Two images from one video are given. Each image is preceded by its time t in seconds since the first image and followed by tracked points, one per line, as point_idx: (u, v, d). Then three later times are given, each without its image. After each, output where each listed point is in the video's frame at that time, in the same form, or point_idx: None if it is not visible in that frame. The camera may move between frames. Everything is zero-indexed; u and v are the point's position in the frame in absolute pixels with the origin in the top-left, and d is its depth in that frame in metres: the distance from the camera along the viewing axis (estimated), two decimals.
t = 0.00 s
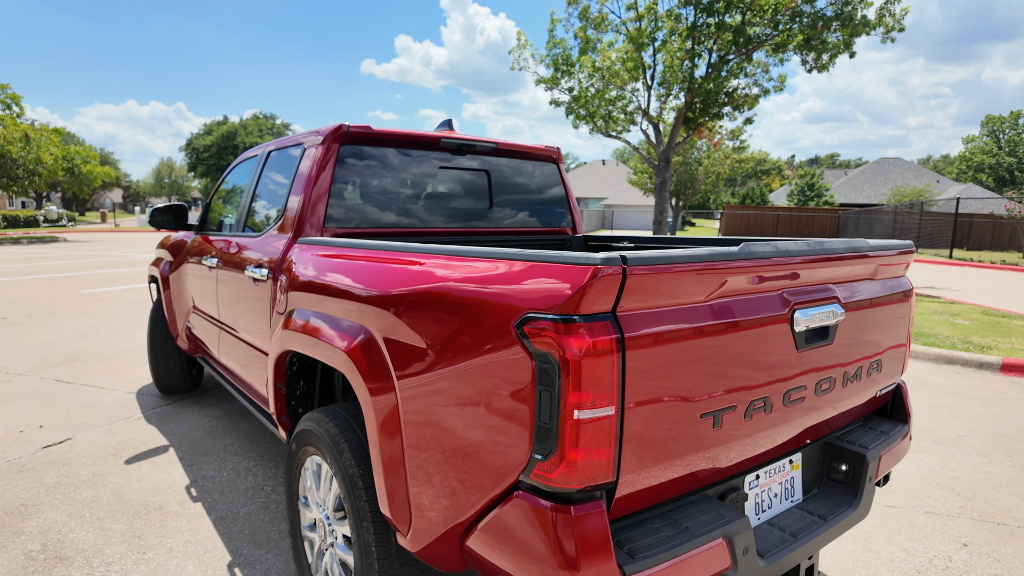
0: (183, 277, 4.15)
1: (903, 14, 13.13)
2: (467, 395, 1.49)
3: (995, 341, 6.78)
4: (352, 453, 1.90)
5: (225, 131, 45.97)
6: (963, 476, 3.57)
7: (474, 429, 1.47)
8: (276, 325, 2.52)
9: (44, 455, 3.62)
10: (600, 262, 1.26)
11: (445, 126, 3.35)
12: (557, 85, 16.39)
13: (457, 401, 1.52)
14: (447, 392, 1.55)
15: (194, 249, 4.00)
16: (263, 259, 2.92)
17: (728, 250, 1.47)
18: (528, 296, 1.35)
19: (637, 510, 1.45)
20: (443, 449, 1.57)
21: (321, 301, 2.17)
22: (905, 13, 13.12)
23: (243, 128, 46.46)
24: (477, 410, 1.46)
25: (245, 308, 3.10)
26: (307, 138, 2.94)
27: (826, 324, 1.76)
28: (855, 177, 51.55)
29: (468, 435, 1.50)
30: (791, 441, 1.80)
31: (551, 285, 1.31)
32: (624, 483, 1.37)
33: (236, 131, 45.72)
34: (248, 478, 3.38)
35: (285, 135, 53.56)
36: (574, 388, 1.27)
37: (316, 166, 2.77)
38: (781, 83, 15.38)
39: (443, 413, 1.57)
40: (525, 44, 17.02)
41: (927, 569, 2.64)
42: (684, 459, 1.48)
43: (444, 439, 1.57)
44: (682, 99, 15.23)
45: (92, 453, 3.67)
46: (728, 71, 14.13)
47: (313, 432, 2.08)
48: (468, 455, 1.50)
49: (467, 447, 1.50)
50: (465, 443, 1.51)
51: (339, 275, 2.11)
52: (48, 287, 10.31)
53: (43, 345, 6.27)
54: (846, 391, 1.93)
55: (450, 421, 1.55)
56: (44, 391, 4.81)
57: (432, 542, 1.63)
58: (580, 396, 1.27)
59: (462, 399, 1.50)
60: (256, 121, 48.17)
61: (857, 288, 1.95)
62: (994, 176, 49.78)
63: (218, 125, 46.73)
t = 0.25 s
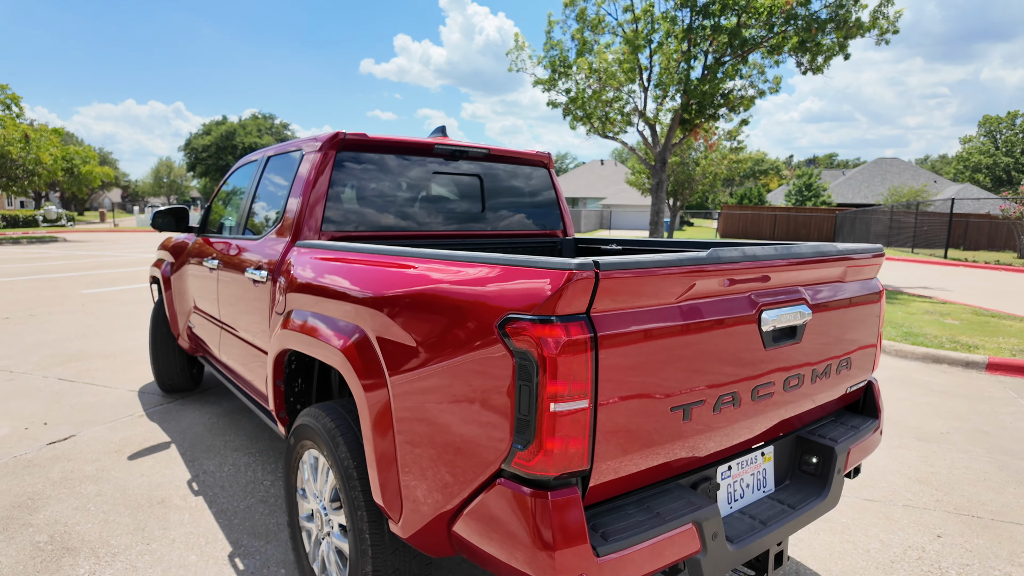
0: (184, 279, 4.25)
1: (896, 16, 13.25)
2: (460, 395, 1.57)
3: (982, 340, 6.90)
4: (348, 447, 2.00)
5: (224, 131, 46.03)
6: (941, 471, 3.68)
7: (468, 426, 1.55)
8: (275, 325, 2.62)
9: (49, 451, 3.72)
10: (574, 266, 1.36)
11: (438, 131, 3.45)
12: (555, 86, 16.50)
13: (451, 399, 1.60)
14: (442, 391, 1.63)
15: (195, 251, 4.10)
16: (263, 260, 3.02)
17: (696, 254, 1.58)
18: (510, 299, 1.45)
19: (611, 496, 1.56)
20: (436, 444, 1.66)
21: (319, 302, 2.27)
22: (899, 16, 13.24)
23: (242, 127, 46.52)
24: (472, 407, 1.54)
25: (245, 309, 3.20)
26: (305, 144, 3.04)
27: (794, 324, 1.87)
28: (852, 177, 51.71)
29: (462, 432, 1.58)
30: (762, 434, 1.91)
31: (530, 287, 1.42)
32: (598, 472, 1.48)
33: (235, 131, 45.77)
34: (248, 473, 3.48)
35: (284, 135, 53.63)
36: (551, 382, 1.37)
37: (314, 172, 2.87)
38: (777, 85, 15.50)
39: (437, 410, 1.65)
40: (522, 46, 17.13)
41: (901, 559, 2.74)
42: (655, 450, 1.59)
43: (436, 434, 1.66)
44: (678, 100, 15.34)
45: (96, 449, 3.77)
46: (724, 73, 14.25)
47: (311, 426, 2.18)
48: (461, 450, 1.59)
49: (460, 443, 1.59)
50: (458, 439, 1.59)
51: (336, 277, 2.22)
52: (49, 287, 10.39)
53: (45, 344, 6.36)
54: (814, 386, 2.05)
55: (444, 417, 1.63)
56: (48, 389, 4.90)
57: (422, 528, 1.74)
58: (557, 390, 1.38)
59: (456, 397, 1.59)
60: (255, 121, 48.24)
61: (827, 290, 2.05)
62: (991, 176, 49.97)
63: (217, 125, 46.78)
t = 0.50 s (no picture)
0: (186, 276, 4.35)
1: (889, 18, 13.38)
2: (456, 388, 1.67)
3: (970, 338, 7.03)
4: (346, 433, 2.11)
5: (222, 131, 46.08)
6: (921, 462, 3.79)
7: (464, 418, 1.65)
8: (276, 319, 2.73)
9: (55, 443, 3.82)
10: (554, 260, 1.47)
11: (433, 133, 3.56)
12: (552, 87, 16.61)
13: (446, 392, 1.70)
14: (437, 383, 1.73)
15: (197, 248, 4.21)
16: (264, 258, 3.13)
17: (670, 249, 1.70)
18: (495, 290, 1.56)
19: (590, 474, 1.68)
20: (431, 434, 1.76)
21: (317, 296, 2.38)
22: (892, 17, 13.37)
23: (240, 127, 46.57)
24: (468, 399, 1.63)
25: (247, 304, 3.31)
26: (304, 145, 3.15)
27: (765, 316, 1.99)
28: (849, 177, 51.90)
29: (457, 424, 1.67)
30: (735, 419, 2.03)
31: (514, 280, 1.53)
32: (577, 450, 1.60)
33: (233, 131, 45.81)
34: (249, 463, 3.59)
35: (283, 135, 53.68)
36: (533, 367, 1.49)
37: (313, 172, 2.98)
38: (772, 86, 15.63)
39: (433, 402, 1.75)
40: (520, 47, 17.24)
41: (876, 543, 2.86)
42: (631, 431, 1.71)
43: (432, 425, 1.76)
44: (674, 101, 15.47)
45: (101, 442, 3.87)
46: (719, 74, 14.38)
47: (310, 414, 2.29)
48: (456, 441, 1.69)
49: (455, 434, 1.69)
50: (453, 429, 1.69)
51: (333, 273, 2.33)
52: (50, 286, 10.48)
53: (48, 341, 6.46)
54: (786, 375, 2.17)
55: (439, 409, 1.73)
56: (52, 384, 5.01)
57: (415, 507, 1.85)
58: (539, 374, 1.49)
59: (451, 389, 1.68)
60: (254, 121, 48.28)
61: (799, 284, 2.17)
62: (987, 176, 50.17)
63: (216, 125, 46.81)
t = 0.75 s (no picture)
0: (192, 274, 4.45)
1: (886, 19, 13.48)
2: (456, 382, 1.77)
3: (962, 336, 7.14)
4: (350, 422, 2.21)
5: (223, 131, 46.16)
6: (908, 455, 3.90)
7: (464, 410, 1.75)
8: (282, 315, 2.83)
9: (65, 436, 3.92)
10: (547, 256, 1.58)
11: (434, 135, 3.66)
12: (551, 88, 16.72)
13: (447, 385, 1.79)
14: (437, 375, 1.83)
15: (203, 247, 4.31)
16: (270, 255, 3.23)
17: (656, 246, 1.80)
18: (491, 285, 1.67)
19: (581, 458, 1.79)
20: (433, 425, 1.86)
21: (322, 292, 2.49)
22: (888, 19, 13.48)
23: (241, 127, 46.66)
24: (468, 392, 1.73)
25: (253, 300, 3.41)
26: (309, 147, 3.25)
27: (749, 310, 2.10)
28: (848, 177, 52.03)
29: (458, 415, 1.77)
30: (722, 409, 2.13)
31: (509, 275, 1.63)
32: (568, 435, 1.70)
33: (234, 130, 45.88)
34: (255, 456, 3.69)
35: (283, 134, 53.76)
36: (527, 356, 1.59)
37: (317, 172, 3.09)
38: (770, 87, 15.74)
39: (434, 394, 1.85)
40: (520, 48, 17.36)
41: (861, 531, 2.96)
42: (620, 418, 1.82)
43: (433, 416, 1.86)
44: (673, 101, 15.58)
45: (110, 435, 3.97)
46: (717, 75, 14.48)
47: (316, 405, 2.39)
48: (457, 431, 1.78)
49: (455, 424, 1.78)
50: (454, 420, 1.78)
51: (338, 270, 2.43)
52: (54, 284, 10.59)
53: (54, 338, 6.56)
54: (770, 367, 2.27)
55: (440, 401, 1.83)
56: (60, 380, 5.11)
57: (416, 491, 1.96)
58: (532, 363, 1.60)
59: (452, 382, 1.78)
60: (254, 121, 48.37)
61: (782, 280, 2.27)
62: (986, 176, 50.28)
63: (216, 124, 46.87)
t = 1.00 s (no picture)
0: (197, 274, 4.54)
1: (884, 21, 13.57)
2: (457, 378, 1.85)
3: (956, 335, 7.22)
4: (354, 415, 2.30)
5: (223, 130, 46.25)
6: (898, 451, 3.98)
7: (464, 403, 1.83)
8: (287, 313, 2.92)
9: (73, 432, 4.01)
10: (542, 256, 1.66)
11: (434, 137, 3.75)
12: (551, 89, 16.81)
13: (447, 381, 1.87)
14: (437, 370, 1.91)
15: (208, 247, 4.39)
16: (274, 255, 3.31)
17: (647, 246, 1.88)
18: (489, 283, 1.75)
19: (575, 448, 1.87)
20: (433, 420, 1.94)
21: (326, 290, 2.57)
22: (886, 20, 13.56)
23: (242, 127, 46.77)
24: (468, 388, 1.81)
25: (258, 299, 3.50)
26: (312, 149, 3.34)
27: (737, 307, 2.18)
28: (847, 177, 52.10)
29: (458, 410, 1.85)
30: (711, 403, 2.22)
31: (506, 274, 1.72)
32: (562, 426, 1.79)
33: (235, 130, 45.96)
34: (259, 451, 3.77)
35: (283, 134, 53.84)
36: (523, 351, 1.68)
37: (321, 175, 3.18)
38: (768, 87, 15.83)
39: (435, 390, 1.93)
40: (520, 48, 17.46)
41: (850, 524, 3.04)
42: (612, 410, 1.90)
43: (434, 411, 1.94)
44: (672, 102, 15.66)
45: (117, 431, 4.06)
46: (716, 76, 14.57)
47: (321, 399, 2.48)
48: (457, 425, 1.87)
49: (456, 419, 1.86)
50: (454, 415, 1.87)
51: (341, 269, 2.51)
52: (58, 283, 10.69)
53: (60, 337, 6.65)
54: (758, 362, 2.36)
55: (441, 397, 1.91)
56: (66, 377, 5.20)
57: (417, 481, 2.04)
58: (527, 357, 1.68)
59: (452, 378, 1.86)
60: (255, 120, 48.46)
61: (770, 279, 2.35)
62: (985, 176, 50.33)
63: (216, 124, 46.96)
